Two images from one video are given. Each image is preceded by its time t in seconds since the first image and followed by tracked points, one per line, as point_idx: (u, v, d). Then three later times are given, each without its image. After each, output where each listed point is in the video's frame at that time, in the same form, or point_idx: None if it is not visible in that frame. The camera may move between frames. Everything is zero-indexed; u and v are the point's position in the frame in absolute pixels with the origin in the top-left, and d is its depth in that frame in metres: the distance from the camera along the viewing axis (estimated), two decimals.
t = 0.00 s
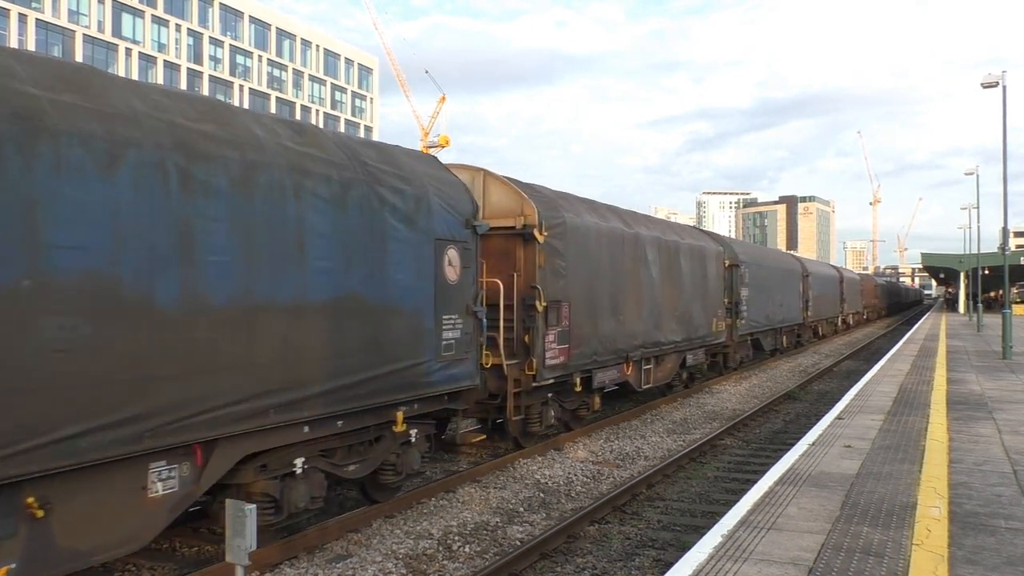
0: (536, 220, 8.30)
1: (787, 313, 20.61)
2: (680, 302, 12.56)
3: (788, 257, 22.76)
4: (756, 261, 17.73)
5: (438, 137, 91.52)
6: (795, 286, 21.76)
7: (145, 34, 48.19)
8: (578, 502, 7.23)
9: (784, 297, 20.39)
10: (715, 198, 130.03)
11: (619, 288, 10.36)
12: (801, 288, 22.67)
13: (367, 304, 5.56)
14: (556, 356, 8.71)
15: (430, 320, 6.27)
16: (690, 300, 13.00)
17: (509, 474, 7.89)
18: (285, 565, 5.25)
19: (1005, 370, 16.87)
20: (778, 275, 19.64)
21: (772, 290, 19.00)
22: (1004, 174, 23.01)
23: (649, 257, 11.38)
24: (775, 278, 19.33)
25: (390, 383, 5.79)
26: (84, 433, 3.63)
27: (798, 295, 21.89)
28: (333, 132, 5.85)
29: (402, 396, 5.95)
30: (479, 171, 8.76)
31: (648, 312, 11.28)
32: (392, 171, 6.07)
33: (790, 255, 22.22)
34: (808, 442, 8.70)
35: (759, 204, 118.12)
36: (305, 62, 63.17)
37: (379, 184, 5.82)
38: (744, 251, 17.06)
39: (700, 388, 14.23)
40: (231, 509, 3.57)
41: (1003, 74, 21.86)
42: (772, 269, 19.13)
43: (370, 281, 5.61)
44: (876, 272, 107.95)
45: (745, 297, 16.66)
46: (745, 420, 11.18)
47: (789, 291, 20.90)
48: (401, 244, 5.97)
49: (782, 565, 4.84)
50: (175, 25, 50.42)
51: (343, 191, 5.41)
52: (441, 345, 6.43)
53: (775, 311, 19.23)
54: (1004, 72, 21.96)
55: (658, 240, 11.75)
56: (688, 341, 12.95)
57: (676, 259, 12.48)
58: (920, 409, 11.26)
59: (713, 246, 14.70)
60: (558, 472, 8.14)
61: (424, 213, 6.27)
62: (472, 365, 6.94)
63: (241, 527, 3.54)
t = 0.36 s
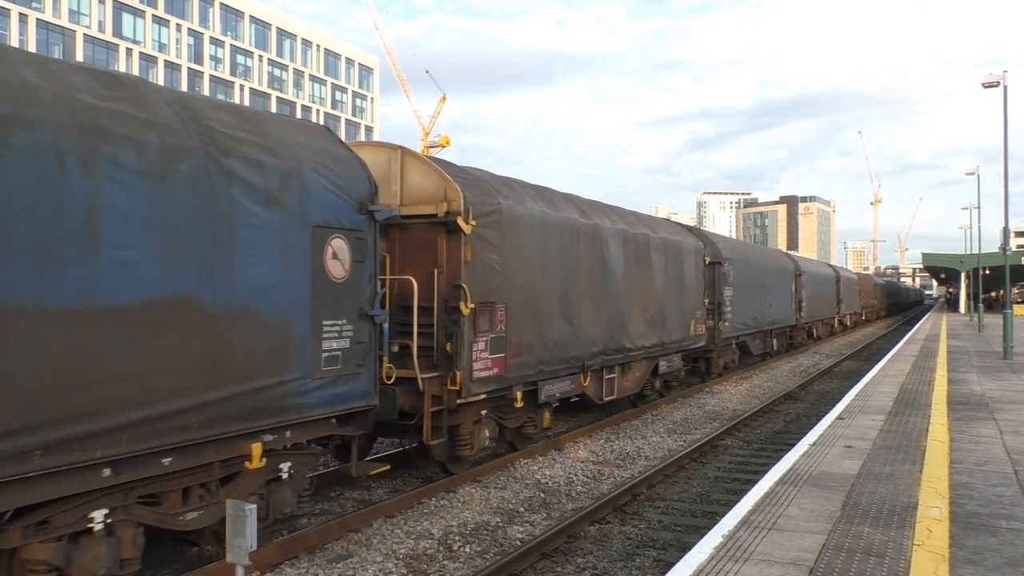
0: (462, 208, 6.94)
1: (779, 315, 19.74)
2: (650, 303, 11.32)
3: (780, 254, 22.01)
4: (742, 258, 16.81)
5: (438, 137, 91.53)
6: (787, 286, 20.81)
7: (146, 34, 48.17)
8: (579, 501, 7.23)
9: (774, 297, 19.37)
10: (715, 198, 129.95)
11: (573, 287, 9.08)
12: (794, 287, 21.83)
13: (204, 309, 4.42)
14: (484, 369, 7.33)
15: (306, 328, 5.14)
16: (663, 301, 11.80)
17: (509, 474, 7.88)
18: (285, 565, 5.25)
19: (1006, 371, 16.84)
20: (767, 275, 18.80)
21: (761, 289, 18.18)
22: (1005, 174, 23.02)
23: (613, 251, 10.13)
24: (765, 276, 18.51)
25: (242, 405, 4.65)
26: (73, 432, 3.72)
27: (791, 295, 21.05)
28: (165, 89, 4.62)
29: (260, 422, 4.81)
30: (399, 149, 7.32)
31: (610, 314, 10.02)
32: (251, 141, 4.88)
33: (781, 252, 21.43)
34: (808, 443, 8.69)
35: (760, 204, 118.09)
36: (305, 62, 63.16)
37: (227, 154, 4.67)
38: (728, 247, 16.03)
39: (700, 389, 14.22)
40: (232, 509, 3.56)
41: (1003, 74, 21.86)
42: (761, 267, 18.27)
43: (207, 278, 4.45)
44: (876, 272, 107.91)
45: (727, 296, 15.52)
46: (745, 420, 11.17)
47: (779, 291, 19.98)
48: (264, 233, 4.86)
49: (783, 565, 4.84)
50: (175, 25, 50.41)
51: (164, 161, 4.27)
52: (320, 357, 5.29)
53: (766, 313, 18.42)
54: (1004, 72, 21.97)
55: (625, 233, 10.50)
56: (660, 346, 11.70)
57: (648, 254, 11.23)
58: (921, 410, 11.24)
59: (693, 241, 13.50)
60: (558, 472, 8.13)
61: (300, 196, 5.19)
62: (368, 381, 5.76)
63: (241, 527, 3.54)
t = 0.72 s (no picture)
0: (351, 186, 5.54)
1: (768, 317, 18.70)
2: (610, 303, 10.09)
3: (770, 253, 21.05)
4: (725, 254, 15.65)
5: (439, 137, 91.54)
6: (776, 285, 19.74)
7: (146, 34, 48.17)
8: (580, 502, 7.23)
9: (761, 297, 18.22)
10: (715, 198, 129.84)
11: (512, 286, 7.77)
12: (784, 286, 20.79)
13: None
14: (382, 387, 5.86)
15: (94, 338, 3.76)
16: (626, 302, 10.59)
17: (510, 474, 7.89)
18: (286, 565, 5.25)
19: (1007, 370, 16.81)
20: (755, 273, 17.77)
21: (748, 288, 17.12)
22: (1004, 174, 23.04)
23: (563, 245, 8.86)
24: (751, 275, 17.48)
25: (2, 445, 3.34)
26: None
27: (781, 295, 20.10)
28: None
29: (16, 472, 3.41)
30: (278, 116, 5.84)
31: (559, 317, 8.79)
32: (18, 88, 3.57)
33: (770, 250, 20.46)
34: (808, 442, 8.68)
35: (760, 204, 118.05)
36: (305, 62, 63.15)
37: None
38: (709, 242, 14.83)
39: (701, 388, 14.21)
40: (232, 509, 3.56)
41: (1003, 74, 21.86)
42: (747, 266, 17.16)
43: None
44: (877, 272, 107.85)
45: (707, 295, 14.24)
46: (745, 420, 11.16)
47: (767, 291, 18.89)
48: (16, 212, 3.46)
49: (783, 565, 4.83)
50: (175, 25, 50.41)
51: None
52: (119, 379, 3.90)
53: (753, 314, 17.39)
54: (1004, 71, 21.96)
55: (577, 225, 9.27)
56: (623, 350, 10.48)
57: (606, 250, 10.02)
58: (921, 409, 11.22)
59: (663, 235, 12.22)
60: (559, 472, 8.13)
61: (87, 161, 3.82)
62: (201, 406, 4.38)
63: (241, 527, 3.54)
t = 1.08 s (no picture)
0: (172, 154, 4.25)
1: (755, 319, 17.53)
2: (556, 304, 8.67)
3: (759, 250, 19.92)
4: (706, 251, 14.43)
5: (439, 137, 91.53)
6: (764, 285, 18.52)
7: (146, 35, 48.17)
8: (580, 501, 7.24)
9: (747, 297, 16.99)
10: (715, 198, 129.87)
11: (422, 283, 6.35)
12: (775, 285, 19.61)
13: None
14: (220, 416, 4.49)
15: None
16: (581, 301, 9.20)
17: (510, 474, 7.89)
18: (286, 565, 5.26)
19: (1007, 370, 16.79)
20: (740, 272, 16.57)
21: (732, 287, 15.89)
22: (1004, 174, 23.04)
23: (496, 235, 7.46)
24: (736, 273, 16.25)
25: None
26: None
27: (772, 295, 18.99)
28: None
29: None
30: (87, 68, 4.57)
31: (489, 322, 7.36)
32: None
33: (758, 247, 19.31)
34: (808, 442, 8.68)
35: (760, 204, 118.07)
36: (305, 62, 63.14)
37: None
38: (687, 236, 13.60)
39: (701, 388, 14.21)
40: (232, 509, 3.57)
41: (1003, 74, 21.88)
42: (731, 262, 15.94)
43: None
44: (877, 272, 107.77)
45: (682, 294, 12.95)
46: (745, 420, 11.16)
47: (755, 291, 17.67)
48: None
49: (783, 565, 4.83)
50: (175, 25, 50.39)
51: None
52: None
53: (738, 316, 16.18)
54: (1005, 71, 21.95)
55: (515, 212, 7.84)
56: (574, 358, 9.10)
57: (553, 242, 8.60)
58: (921, 409, 11.21)
59: (629, 228, 10.76)
60: (559, 472, 8.14)
61: None
62: None
63: (241, 528, 3.55)
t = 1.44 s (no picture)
0: None
1: (740, 320, 16.15)
2: (485, 308, 7.05)
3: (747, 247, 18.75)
4: (683, 247, 12.85)
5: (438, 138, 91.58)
6: (750, 284, 17.07)
7: (146, 35, 48.21)
8: (579, 502, 7.24)
9: (731, 298, 15.46)
10: (715, 198, 129.88)
11: (282, 282, 4.80)
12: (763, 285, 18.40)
13: None
14: None
15: None
16: (518, 304, 7.59)
17: (510, 474, 7.89)
18: (285, 565, 5.25)
19: (1007, 370, 16.79)
20: (723, 269, 15.04)
21: (714, 286, 14.39)
22: (1005, 174, 23.03)
23: (398, 222, 5.87)
24: (719, 270, 14.73)
25: None
26: None
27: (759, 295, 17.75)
28: None
29: None
30: None
31: (389, 332, 5.77)
32: None
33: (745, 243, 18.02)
34: (808, 442, 8.68)
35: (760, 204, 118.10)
36: (305, 62, 63.16)
37: None
38: (660, 230, 12.00)
39: (700, 388, 14.22)
40: (232, 509, 3.56)
41: (1003, 74, 21.89)
42: (712, 260, 14.37)
43: None
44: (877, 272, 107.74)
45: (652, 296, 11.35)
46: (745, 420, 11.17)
47: (739, 291, 16.17)
48: None
49: (783, 565, 4.83)
50: (175, 25, 50.40)
51: None
52: None
53: (719, 319, 14.68)
54: (1004, 71, 21.95)
55: (426, 193, 6.22)
56: (509, 371, 7.49)
57: (484, 233, 6.97)
58: (921, 409, 11.22)
59: (584, 219, 9.21)
60: (559, 472, 8.14)
61: None
62: None
63: (241, 528, 3.54)
